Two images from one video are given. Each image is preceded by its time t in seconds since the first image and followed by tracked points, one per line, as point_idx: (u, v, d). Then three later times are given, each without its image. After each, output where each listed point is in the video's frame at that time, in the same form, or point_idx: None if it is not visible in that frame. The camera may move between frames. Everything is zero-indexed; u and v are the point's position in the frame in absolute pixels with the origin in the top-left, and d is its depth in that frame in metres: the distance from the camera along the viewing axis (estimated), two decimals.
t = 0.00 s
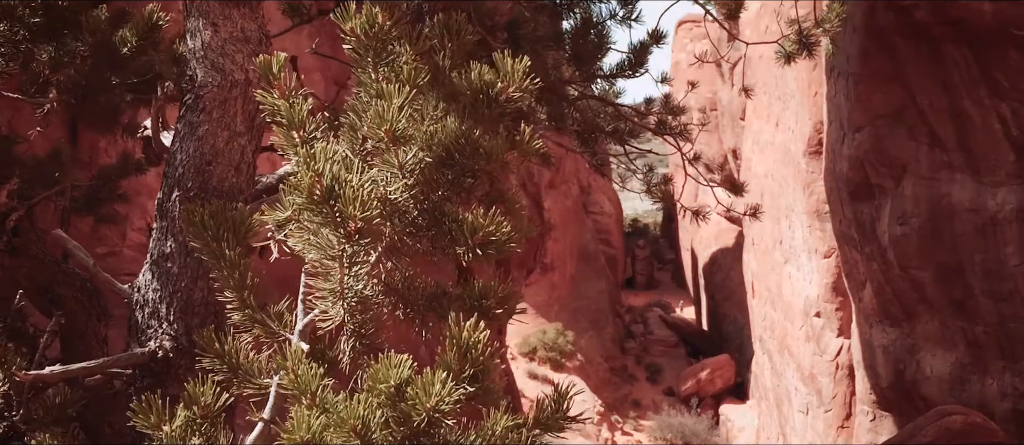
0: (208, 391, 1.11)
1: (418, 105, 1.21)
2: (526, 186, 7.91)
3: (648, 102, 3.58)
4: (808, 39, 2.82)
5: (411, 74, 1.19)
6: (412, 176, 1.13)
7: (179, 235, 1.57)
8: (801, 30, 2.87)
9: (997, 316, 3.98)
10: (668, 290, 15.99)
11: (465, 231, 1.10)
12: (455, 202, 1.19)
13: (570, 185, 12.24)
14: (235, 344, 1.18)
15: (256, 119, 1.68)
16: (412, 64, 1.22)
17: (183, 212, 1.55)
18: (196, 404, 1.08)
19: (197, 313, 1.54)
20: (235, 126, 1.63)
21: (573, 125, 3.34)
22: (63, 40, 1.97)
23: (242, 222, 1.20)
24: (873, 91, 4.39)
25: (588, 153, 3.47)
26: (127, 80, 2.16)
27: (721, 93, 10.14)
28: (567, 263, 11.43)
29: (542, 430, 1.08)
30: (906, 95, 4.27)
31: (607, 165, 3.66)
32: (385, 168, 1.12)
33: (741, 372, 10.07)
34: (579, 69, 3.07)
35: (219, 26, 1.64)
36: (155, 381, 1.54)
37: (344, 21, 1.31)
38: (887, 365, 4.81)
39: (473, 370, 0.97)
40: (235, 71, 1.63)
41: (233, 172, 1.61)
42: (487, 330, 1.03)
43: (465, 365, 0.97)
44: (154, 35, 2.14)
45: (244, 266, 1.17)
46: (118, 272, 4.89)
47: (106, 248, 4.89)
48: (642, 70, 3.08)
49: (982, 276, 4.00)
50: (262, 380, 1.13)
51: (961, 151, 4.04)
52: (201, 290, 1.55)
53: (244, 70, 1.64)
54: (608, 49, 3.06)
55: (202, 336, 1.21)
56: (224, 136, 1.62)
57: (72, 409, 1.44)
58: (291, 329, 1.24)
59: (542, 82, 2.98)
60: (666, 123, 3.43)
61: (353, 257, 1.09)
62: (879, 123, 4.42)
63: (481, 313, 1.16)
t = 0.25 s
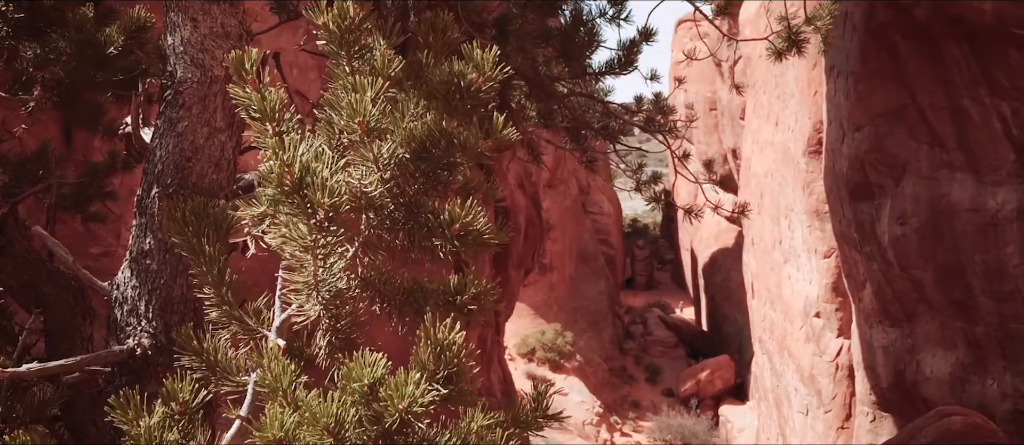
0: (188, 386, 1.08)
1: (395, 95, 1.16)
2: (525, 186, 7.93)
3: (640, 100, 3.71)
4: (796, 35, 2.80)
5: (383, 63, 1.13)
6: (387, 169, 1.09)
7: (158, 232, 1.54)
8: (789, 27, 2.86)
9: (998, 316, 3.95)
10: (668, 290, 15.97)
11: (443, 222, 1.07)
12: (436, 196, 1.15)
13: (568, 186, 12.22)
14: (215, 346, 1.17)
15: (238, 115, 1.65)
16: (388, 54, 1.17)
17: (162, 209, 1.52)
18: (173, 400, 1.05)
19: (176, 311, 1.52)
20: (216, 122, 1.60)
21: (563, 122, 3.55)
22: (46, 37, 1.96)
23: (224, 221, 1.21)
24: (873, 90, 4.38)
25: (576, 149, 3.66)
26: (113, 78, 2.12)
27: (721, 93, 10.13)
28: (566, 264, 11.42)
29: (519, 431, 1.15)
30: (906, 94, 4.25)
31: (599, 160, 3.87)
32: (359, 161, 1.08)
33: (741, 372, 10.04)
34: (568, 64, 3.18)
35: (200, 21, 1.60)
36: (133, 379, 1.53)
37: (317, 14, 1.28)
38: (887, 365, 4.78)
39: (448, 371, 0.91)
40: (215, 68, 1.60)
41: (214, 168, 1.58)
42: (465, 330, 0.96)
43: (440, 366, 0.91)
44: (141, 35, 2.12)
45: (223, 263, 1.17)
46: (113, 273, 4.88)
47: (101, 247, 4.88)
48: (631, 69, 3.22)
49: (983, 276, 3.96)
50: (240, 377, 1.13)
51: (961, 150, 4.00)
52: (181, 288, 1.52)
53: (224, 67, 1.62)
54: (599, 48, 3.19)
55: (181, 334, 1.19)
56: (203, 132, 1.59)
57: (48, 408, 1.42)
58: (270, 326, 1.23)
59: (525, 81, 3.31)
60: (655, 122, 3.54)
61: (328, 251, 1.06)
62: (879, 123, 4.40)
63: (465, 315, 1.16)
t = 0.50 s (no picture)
0: (173, 383, 1.06)
1: (376, 93, 1.18)
2: (522, 186, 7.92)
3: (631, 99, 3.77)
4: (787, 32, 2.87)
5: (366, 58, 1.14)
6: (366, 166, 1.12)
7: (136, 230, 1.53)
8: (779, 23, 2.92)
9: (998, 316, 3.92)
10: (668, 290, 15.96)
11: (420, 217, 1.13)
12: (417, 194, 1.19)
13: (567, 185, 12.20)
14: (194, 340, 1.14)
15: (216, 111, 1.66)
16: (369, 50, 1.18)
17: (142, 207, 1.51)
18: (157, 396, 1.03)
19: (156, 309, 1.52)
20: (195, 118, 1.60)
21: (551, 120, 3.60)
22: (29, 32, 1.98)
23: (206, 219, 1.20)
24: (872, 90, 4.35)
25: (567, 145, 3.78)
26: (100, 74, 2.15)
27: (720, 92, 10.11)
28: (565, 264, 11.40)
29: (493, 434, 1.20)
30: (905, 93, 4.22)
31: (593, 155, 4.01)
32: (338, 158, 1.11)
33: (740, 373, 10.01)
34: (558, 61, 3.31)
35: (179, 17, 1.58)
36: (112, 377, 1.51)
37: (299, 9, 1.28)
38: (887, 366, 4.76)
39: (421, 370, 0.96)
40: (195, 64, 1.59)
41: (193, 165, 1.59)
42: (437, 329, 1.02)
43: (412, 366, 0.96)
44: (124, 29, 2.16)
45: (201, 260, 1.16)
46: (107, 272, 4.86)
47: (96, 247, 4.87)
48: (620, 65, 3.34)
49: (983, 276, 3.93)
50: (217, 376, 1.09)
51: (960, 149, 3.97)
52: (160, 285, 1.52)
53: (203, 63, 1.60)
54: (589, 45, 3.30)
55: (159, 331, 1.16)
56: (183, 129, 1.59)
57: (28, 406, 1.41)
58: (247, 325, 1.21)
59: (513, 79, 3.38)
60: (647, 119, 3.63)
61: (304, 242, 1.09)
62: (879, 122, 4.37)
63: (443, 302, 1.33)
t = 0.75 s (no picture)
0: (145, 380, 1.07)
1: (356, 91, 1.20)
2: (518, 186, 7.90)
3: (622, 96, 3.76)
4: (776, 30, 3.25)
5: (348, 58, 1.16)
6: (345, 164, 1.12)
7: (114, 226, 1.46)
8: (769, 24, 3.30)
9: (997, 316, 3.89)
10: (666, 291, 15.94)
11: (397, 218, 1.10)
12: (394, 191, 1.20)
13: (564, 185, 12.18)
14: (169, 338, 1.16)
15: (198, 110, 1.62)
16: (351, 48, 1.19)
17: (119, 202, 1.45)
18: (129, 395, 1.03)
19: (134, 306, 1.45)
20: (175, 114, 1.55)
21: (542, 119, 3.69)
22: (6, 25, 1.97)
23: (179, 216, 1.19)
24: (870, 89, 4.31)
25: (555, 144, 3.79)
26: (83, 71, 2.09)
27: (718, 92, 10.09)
28: (562, 264, 11.38)
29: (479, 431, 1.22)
30: (904, 92, 4.19)
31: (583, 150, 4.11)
32: (318, 154, 1.12)
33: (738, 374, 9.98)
34: (545, 59, 3.36)
35: (157, 12, 1.56)
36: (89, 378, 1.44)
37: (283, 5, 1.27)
38: (885, 366, 4.74)
39: (391, 363, 0.97)
40: (173, 59, 1.56)
41: (172, 162, 1.53)
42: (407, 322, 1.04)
43: (383, 358, 0.97)
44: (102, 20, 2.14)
45: (178, 256, 1.15)
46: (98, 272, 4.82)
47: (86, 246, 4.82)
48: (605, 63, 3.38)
49: (981, 276, 3.91)
50: (194, 373, 1.11)
51: (959, 149, 3.96)
52: (139, 282, 1.45)
53: (184, 59, 1.57)
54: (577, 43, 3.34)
55: (137, 331, 1.17)
56: (162, 125, 1.54)
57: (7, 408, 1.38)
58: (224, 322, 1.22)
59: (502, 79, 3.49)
60: (635, 117, 3.66)
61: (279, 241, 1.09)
62: (877, 121, 4.35)
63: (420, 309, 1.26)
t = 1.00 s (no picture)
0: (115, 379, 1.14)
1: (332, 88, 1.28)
2: (514, 186, 7.88)
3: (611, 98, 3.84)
4: (762, 28, 3.24)
5: (321, 56, 1.20)
6: (321, 160, 1.23)
7: (94, 223, 1.49)
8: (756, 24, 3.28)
9: (995, 317, 3.87)
10: (664, 292, 15.92)
11: (373, 216, 1.20)
12: (371, 187, 1.31)
13: (562, 185, 12.16)
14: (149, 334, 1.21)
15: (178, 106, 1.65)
16: (325, 46, 1.25)
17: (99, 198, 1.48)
18: (99, 393, 1.11)
19: (113, 302, 1.46)
20: (155, 110, 1.59)
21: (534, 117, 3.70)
22: None
23: (159, 211, 1.27)
24: (868, 88, 4.28)
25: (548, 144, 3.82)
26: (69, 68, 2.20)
27: (716, 92, 10.07)
28: (559, 265, 11.36)
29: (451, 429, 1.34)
30: (901, 92, 4.16)
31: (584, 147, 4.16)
32: (295, 153, 1.21)
33: (736, 375, 9.96)
34: (536, 58, 3.32)
35: (137, 7, 1.58)
36: (68, 374, 1.45)
37: None
38: (884, 367, 4.73)
39: (369, 353, 1.07)
40: (154, 54, 1.58)
41: (153, 157, 1.55)
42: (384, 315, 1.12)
43: (360, 349, 1.06)
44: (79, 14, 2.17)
45: (157, 252, 1.23)
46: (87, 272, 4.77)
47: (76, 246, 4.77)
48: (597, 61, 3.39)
49: (980, 276, 3.90)
50: (172, 370, 1.16)
51: (957, 148, 3.94)
52: (118, 278, 1.47)
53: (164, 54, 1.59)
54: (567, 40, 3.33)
55: (115, 326, 1.21)
56: (141, 121, 1.57)
57: None
58: (202, 319, 1.28)
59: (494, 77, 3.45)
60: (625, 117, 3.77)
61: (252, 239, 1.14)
62: (875, 122, 4.33)
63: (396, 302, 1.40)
